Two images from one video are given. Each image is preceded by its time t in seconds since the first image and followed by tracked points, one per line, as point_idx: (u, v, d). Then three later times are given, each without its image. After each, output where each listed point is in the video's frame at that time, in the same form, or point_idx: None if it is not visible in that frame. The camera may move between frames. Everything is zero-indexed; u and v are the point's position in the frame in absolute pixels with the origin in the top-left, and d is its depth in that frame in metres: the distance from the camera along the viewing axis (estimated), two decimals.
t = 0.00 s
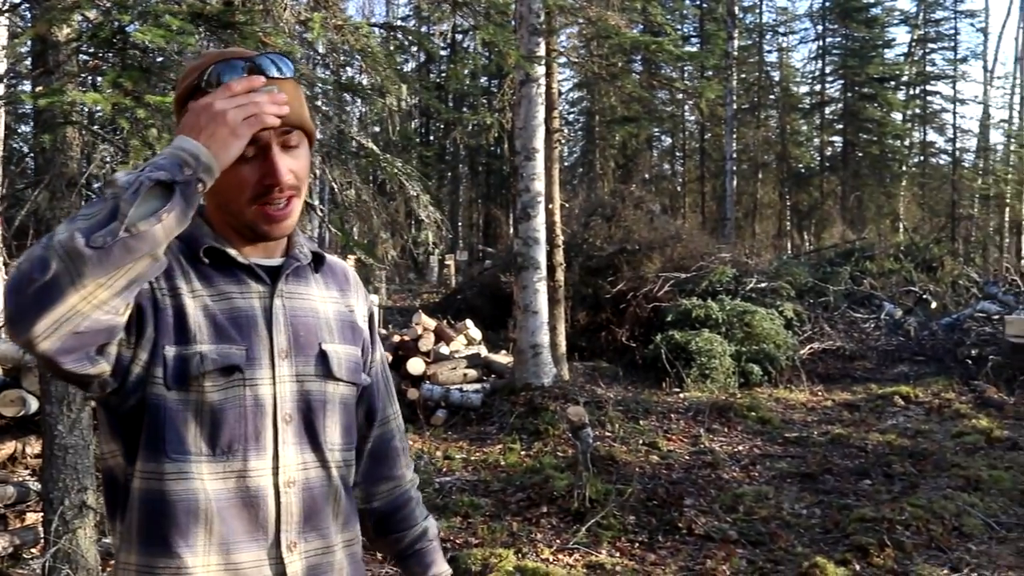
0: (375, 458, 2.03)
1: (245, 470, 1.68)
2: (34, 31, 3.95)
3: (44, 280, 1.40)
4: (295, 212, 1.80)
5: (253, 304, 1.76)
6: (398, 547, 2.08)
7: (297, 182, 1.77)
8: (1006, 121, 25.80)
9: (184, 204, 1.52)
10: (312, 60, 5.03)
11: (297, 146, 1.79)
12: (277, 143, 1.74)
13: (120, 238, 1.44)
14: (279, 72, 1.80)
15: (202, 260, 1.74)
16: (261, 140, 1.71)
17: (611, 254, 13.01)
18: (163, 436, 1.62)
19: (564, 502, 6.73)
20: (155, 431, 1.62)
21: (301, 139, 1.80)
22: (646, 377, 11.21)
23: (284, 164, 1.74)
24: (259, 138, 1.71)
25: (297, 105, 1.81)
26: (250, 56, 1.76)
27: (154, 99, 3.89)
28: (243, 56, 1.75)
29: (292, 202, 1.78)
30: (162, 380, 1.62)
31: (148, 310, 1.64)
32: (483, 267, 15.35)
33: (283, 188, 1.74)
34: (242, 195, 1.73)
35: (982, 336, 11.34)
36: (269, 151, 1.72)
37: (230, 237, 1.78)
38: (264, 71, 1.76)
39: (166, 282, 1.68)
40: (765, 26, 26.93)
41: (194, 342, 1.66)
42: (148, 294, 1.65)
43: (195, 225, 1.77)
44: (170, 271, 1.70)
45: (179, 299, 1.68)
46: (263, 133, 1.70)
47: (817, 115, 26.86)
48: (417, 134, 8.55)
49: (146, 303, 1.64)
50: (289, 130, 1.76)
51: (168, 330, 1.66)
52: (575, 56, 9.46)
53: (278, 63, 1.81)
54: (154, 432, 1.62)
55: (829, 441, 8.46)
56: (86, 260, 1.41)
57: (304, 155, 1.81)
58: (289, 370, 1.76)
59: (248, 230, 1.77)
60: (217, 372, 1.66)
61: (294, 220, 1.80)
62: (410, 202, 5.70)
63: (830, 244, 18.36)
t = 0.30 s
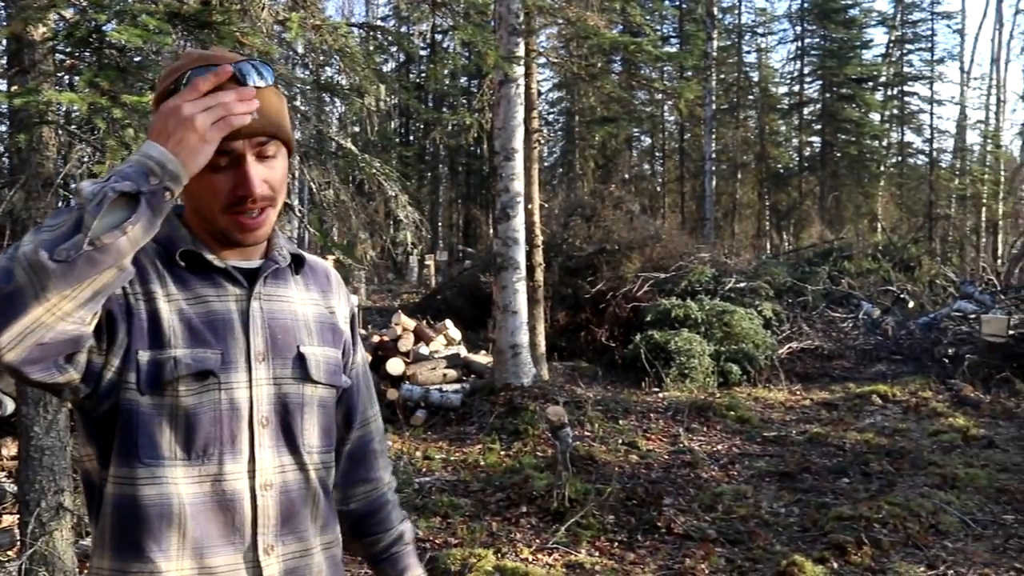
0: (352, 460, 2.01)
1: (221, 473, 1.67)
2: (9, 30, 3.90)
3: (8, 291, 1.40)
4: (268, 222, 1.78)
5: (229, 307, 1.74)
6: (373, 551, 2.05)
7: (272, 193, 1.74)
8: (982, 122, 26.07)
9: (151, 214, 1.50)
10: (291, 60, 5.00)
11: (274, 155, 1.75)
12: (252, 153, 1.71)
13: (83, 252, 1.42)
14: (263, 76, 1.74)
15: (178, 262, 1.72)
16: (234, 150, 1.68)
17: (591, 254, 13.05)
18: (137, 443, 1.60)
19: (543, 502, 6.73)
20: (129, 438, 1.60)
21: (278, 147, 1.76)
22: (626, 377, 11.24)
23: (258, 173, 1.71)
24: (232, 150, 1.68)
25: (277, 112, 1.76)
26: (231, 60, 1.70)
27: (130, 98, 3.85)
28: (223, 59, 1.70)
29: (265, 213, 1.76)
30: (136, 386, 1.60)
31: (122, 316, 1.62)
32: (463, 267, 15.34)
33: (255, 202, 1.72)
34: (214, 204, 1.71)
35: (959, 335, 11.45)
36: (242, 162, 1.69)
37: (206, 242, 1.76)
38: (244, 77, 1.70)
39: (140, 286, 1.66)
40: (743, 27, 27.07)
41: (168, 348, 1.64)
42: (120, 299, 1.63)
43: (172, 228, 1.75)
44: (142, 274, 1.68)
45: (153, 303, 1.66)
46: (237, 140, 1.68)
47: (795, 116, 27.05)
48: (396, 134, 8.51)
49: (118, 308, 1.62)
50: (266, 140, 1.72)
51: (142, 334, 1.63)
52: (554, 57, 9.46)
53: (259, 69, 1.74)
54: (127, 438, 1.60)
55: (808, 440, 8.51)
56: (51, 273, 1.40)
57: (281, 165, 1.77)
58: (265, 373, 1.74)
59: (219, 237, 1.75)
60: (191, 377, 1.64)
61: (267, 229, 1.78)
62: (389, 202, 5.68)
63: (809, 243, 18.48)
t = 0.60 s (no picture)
0: (323, 466, 2.01)
1: (214, 485, 1.68)
2: None
3: None
4: (265, 209, 1.77)
5: (219, 315, 1.73)
6: (333, 560, 2.04)
7: (272, 177, 1.76)
8: (959, 123, 26.32)
9: (89, 324, 1.44)
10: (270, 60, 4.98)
11: (277, 143, 1.80)
12: (257, 134, 1.76)
13: (17, 373, 1.39)
14: (271, 70, 1.85)
15: (168, 271, 1.69)
16: (239, 125, 1.74)
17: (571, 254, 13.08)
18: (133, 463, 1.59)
19: (523, 502, 6.72)
20: (124, 458, 1.58)
21: (281, 138, 1.82)
22: (606, 377, 11.26)
23: (261, 151, 1.74)
24: (238, 123, 1.74)
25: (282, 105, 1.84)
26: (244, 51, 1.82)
27: (108, 98, 3.81)
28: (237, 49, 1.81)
29: (263, 197, 1.76)
30: (130, 406, 1.57)
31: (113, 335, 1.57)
32: (444, 266, 15.34)
33: (255, 178, 1.73)
34: (212, 181, 1.71)
35: (937, 335, 11.54)
36: (247, 138, 1.74)
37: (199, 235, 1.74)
38: (256, 65, 1.81)
39: (128, 304, 1.61)
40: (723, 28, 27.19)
41: (161, 364, 1.62)
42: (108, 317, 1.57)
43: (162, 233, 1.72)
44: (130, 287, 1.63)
45: (140, 321, 1.61)
46: (246, 116, 1.74)
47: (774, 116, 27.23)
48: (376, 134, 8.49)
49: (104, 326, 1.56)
50: (272, 123, 1.78)
51: (134, 351, 1.59)
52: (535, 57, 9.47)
53: (270, 65, 1.85)
54: (116, 461, 1.58)
55: (787, 440, 8.56)
56: None
57: (282, 155, 1.82)
58: (255, 381, 1.75)
59: (213, 220, 1.73)
60: (186, 394, 1.63)
61: (263, 217, 1.77)
62: (369, 202, 5.66)
63: (790, 243, 18.58)
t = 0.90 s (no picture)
0: (308, 466, 2.00)
1: (197, 493, 1.68)
2: None
3: None
4: (248, 202, 1.77)
5: (200, 321, 1.71)
6: (321, 559, 2.03)
7: (257, 171, 1.77)
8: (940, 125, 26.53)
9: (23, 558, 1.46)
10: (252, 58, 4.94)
11: (263, 137, 1.81)
12: (242, 127, 1.77)
13: None
14: (263, 66, 1.86)
15: (150, 276, 1.68)
16: (225, 116, 1.75)
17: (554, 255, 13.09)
18: (116, 473, 1.59)
19: (506, 502, 6.71)
20: (109, 468, 1.59)
21: (268, 132, 1.83)
22: (589, 377, 11.27)
23: (244, 144, 1.75)
24: (224, 114, 1.75)
25: (272, 102, 1.85)
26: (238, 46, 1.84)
27: (89, 96, 3.78)
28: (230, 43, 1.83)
29: (246, 190, 1.75)
30: (111, 418, 1.57)
31: (95, 348, 1.57)
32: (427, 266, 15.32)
33: (238, 169, 1.73)
34: (195, 172, 1.72)
35: (918, 335, 11.62)
36: (232, 129, 1.75)
37: (182, 230, 1.74)
38: (248, 58, 1.82)
39: (107, 315, 1.59)
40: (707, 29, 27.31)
41: (142, 374, 1.61)
42: (91, 329, 1.57)
43: (147, 236, 1.71)
44: (111, 295, 1.62)
45: (122, 334, 1.60)
46: (233, 107, 1.76)
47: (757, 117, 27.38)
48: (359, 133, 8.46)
49: (87, 338, 1.56)
50: (258, 114, 1.79)
51: (115, 363, 1.59)
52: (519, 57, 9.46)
53: (262, 61, 1.87)
54: (101, 473, 1.59)
55: (769, 440, 8.60)
56: None
57: (269, 150, 1.83)
58: (237, 388, 1.74)
59: (195, 212, 1.73)
60: (168, 404, 1.62)
61: (245, 211, 1.77)
62: (351, 201, 5.64)
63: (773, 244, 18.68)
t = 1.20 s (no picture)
0: (288, 467, 1.98)
1: (180, 499, 1.67)
2: None
3: None
4: (224, 198, 1.75)
5: (181, 325, 1.69)
6: (299, 561, 2.02)
7: (231, 167, 1.75)
8: (917, 127, 26.79)
9: None
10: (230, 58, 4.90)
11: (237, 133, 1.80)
12: (214, 123, 1.76)
13: None
14: (235, 62, 1.84)
15: (129, 280, 1.65)
16: (196, 113, 1.74)
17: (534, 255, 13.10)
18: (99, 480, 1.59)
19: (487, 503, 6.70)
20: (92, 475, 1.58)
21: (241, 128, 1.81)
22: (569, 377, 11.29)
23: (216, 140, 1.74)
24: (195, 110, 1.74)
25: (246, 98, 1.83)
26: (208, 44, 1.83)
27: (65, 96, 3.74)
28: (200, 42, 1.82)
29: (221, 185, 1.74)
30: (93, 426, 1.56)
31: (77, 355, 1.55)
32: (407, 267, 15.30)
33: (211, 165, 1.72)
34: (168, 170, 1.71)
35: (896, 334, 11.72)
36: (203, 125, 1.74)
37: (158, 231, 1.73)
38: (217, 55, 1.81)
39: (87, 322, 1.58)
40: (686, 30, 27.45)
41: (123, 381, 1.59)
42: (73, 338, 1.55)
43: (124, 239, 1.69)
44: (91, 301, 1.60)
45: (103, 340, 1.58)
46: (203, 104, 1.74)
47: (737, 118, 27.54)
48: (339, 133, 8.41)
49: (69, 347, 1.54)
50: (229, 110, 1.78)
51: (97, 370, 1.57)
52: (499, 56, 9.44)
53: (234, 58, 1.85)
54: (86, 480, 1.59)
55: (749, 439, 8.65)
56: None
57: (244, 147, 1.81)
58: (217, 391, 1.72)
59: (169, 212, 1.72)
60: (150, 410, 1.61)
61: (222, 207, 1.75)
62: (331, 202, 5.61)
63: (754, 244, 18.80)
